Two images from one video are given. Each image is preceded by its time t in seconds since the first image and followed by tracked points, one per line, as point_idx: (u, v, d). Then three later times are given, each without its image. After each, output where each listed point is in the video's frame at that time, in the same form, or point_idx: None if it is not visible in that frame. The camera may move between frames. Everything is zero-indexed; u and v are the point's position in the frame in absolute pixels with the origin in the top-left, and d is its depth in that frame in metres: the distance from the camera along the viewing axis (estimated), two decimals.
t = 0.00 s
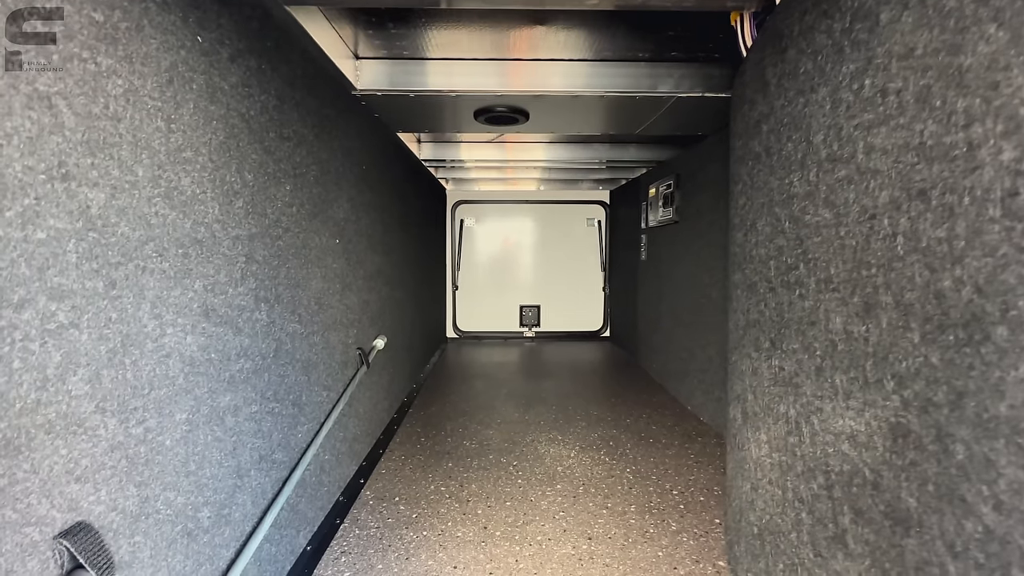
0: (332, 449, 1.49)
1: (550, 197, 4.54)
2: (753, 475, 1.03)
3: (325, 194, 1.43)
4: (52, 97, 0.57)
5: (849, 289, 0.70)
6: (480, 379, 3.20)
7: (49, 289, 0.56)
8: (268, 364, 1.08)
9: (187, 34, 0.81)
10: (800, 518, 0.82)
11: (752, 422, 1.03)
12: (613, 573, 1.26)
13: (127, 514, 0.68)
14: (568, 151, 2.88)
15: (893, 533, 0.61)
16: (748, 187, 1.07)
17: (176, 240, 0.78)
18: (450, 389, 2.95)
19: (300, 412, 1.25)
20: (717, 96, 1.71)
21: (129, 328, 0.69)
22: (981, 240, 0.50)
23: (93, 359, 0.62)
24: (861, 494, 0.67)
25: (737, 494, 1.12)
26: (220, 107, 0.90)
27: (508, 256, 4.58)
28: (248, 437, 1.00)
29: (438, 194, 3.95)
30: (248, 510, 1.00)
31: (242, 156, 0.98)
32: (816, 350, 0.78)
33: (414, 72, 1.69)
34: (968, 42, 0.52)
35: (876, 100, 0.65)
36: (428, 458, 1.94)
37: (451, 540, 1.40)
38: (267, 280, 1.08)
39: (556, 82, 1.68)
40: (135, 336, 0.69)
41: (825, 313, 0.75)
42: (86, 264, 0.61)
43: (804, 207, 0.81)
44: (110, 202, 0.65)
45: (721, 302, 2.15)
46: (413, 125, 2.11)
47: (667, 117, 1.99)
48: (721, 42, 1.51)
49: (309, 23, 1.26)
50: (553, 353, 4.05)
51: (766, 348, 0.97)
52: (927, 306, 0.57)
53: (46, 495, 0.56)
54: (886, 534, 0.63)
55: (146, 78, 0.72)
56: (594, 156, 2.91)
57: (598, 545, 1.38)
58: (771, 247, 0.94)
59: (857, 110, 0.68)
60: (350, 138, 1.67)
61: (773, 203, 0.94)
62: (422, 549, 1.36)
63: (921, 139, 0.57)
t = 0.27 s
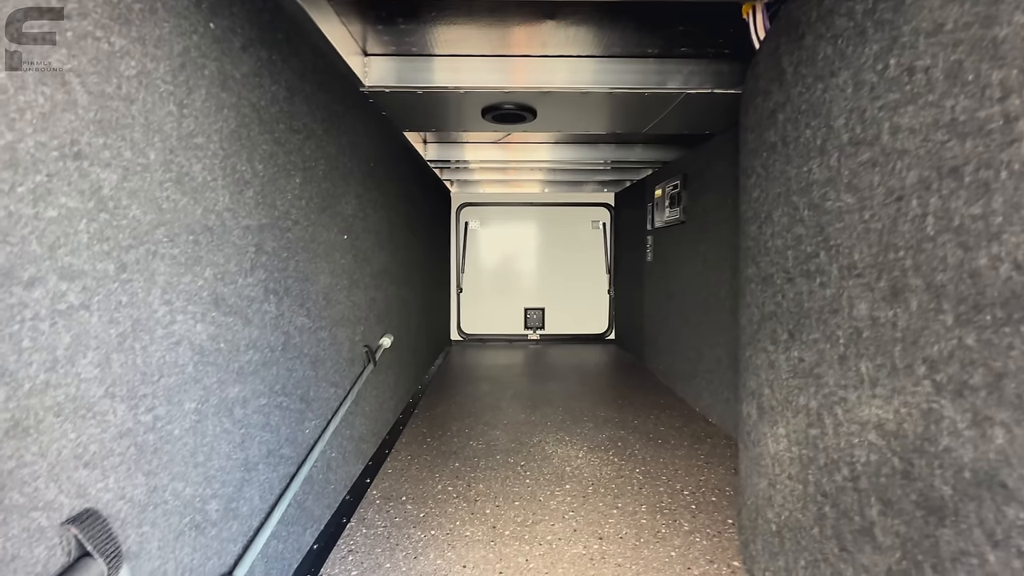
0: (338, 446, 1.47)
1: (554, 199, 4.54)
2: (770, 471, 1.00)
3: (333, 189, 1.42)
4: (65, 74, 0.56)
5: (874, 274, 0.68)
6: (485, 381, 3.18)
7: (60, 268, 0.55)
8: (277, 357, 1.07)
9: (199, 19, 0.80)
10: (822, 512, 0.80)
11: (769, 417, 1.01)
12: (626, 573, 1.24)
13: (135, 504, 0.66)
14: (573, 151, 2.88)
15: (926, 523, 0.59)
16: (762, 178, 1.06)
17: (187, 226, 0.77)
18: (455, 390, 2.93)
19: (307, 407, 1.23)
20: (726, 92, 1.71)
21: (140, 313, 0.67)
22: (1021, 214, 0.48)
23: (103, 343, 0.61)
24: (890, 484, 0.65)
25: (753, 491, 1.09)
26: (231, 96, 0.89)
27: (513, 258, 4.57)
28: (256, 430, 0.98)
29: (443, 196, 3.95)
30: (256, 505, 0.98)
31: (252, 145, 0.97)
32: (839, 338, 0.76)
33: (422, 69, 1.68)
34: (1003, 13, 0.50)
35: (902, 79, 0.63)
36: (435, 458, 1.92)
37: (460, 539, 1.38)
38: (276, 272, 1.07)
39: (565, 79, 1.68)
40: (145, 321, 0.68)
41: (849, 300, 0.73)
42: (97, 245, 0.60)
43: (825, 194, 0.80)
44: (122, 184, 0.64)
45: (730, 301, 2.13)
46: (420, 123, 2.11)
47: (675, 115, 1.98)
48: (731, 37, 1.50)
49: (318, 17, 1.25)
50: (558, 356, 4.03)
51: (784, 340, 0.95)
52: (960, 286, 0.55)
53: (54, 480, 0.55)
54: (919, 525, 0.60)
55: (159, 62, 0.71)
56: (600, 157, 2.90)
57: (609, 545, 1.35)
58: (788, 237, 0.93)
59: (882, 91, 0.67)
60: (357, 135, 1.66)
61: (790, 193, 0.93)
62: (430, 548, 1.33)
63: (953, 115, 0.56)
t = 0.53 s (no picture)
0: (349, 437, 1.48)
1: (558, 200, 4.55)
2: (783, 456, 1.00)
3: (345, 180, 1.43)
4: (100, 48, 0.57)
5: (890, 249, 0.69)
6: (491, 379, 3.18)
7: (93, 236, 0.56)
8: (292, 342, 1.08)
9: (222, 4, 0.82)
10: (839, 491, 0.80)
11: (782, 402, 1.01)
12: (638, 562, 1.24)
13: (160, 475, 0.67)
14: (578, 150, 2.89)
15: (946, 492, 0.60)
16: (773, 165, 1.07)
17: (210, 206, 0.78)
18: (461, 388, 2.93)
19: (320, 395, 1.24)
20: (734, 87, 1.72)
21: (166, 287, 0.68)
22: None
23: (131, 313, 0.62)
24: (908, 456, 0.66)
25: (766, 478, 1.09)
26: (251, 81, 0.91)
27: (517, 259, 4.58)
28: (272, 413, 0.99)
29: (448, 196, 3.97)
30: (271, 488, 0.98)
31: (271, 131, 0.98)
32: (854, 316, 0.76)
33: (432, 64, 1.70)
34: None
35: (917, 55, 0.64)
36: (443, 453, 1.92)
37: (470, 529, 1.38)
38: (292, 258, 1.08)
39: (574, 74, 1.69)
40: (170, 296, 0.69)
41: (864, 277, 0.74)
42: (127, 217, 0.61)
43: (838, 174, 0.81)
44: (150, 159, 0.65)
45: (737, 296, 2.14)
46: (428, 120, 2.12)
47: (681, 110, 2.00)
48: (739, 31, 1.51)
49: (333, 9, 1.27)
50: (563, 356, 4.03)
51: (797, 323, 0.95)
52: (979, 254, 0.56)
53: (85, 444, 0.55)
54: (939, 494, 0.61)
55: (185, 42, 0.72)
56: (605, 155, 2.92)
57: (620, 535, 1.35)
58: (801, 220, 0.94)
59: (897, 68, 0.68)
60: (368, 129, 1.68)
61: (802, 177, 0.94)
62: (441, 537, 1.33)
63: (970, 87, 0.57)
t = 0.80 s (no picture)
0: (355, 430, 1.51)
1: (559, 204, 4.60)
2: (778, 443, 1.03)
3: (352, 179, 1.47)
4: (134, 46, 0.62)
5: (876, 236, 0.72)
6: (493, 380, 3.21)
7: (126, 221, 0.60)
8: (302, 333, 1.11)
9: (242, 7, 0.86)
10: (831, 472, 0.83)
11: (777, 391, 1.05)
12: (638, 550, 1.27)
13: (182, 451, 0.71)
14: (579, 153, 2.94)
15: (929, 464, 0.63)
16: (767, 162, 1.11)
17: (229, 197, 0.82)
18: (463, 388, 2.96)
19: (328, 386, 1.27)
20: (730, 89, 1.77)
21: (189, 273, 0.72)
22: (1009, 164, 0.53)
23: (158, 295, 0.66)
24: (894, 433, 0.69)
25: (762, 466, 1.12)
26: (267, 81, 0.95)
27: (518, 262, 4.62)
28: (284, 401, 1.02)
29: (450, 199, 4.02)
30: (283, 473, 1.01)
31: (284, 129, 1.02)
32: (844, 302, 0.80)
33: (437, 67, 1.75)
34: None
35: (899, 53, 0.68)
36: (446, 449, 1.95)
37: (474, 519, 1.40)
38: (303, 252, 1.11)
39: (575, 77, 1.74)
40: (193, 281, 0.73)
41: (853, 265, 0.78)
42: (156, 204, 0.65)
43: (828, 168, 0.85)
44: (177, 151, 0.69)
45: (735, 295, 2.18)
46: (432, 122, 2.17)
47: (680, 113, 2.05)
48: (735, 35, 1.56)
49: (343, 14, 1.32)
50: (564, 358, 4.06)
51: (791, 313, 0.99)
52: (956, 237, 0.59)
53: (117, 415, 0.59)
54: (923, 467, 0.64)
55: (209, 42, 0.77)
56: (605, 158, 2.96)
57: (621, 525, 1.38)
58: (794, 214, 0.97)
59: (881, 66, 0.72)
60: (374, 131, 1.72)
61: (795, 172, 0.98)
62: (446, 527, 1.36)
63: (947, 81, 0.61)
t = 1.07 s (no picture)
0: (355, 432, 1.53)
1: (558, 210, 4.64)
2: (770, 443, 1.05)
3: (354, 185, 1.50)
4: (148, 58, 0.65)
5: (860, 240, 0.75)
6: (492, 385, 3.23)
7: (139, 225, 0.63)
8: (305, 336, 1.14)
9: (249, 20, 0.89)
10: (820, 470, 0.86)
11: (768, 392, 1.07)
12: (635, 551, 1.28)
13: (189, 448, 0.73)
14: (577, 160, 2.98)
15: (911, 459, 0.65)
16: (758, 169, 1.14)
17: (236, 203, 0.85)
18: (462, 393, 2.97)
19: (329, 388, 1.29)
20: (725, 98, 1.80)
21: (197, 275, 0.75)
22: (979, 172, 0.56)
23: (168, 296, 0.68)
24: (879, 430, 0.71)
25: (755, 466, 1.14)
26: (273, 90, 0.98)
27: (517, 268, 4.65)
28: (287, 401, 1.04)
29: (450, 205, 4.05)
30: (285, 473, 1.03)
31: (289, 137, 1.06)
32: (830, 304, 0.82)
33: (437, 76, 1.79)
34: (959, 2, 0.59)
35: (878, 65, 0.71)
36: (446, 452, 1.96)
37: (472, 521, 1.42)
38: (305, 256, 1.14)
39: (572, 86, 1.78)
40: (201, 283, 0.75)
41: (838, 268, 0.80)
42: (167, 209, 0.68)
43: (815, 175, 0.88)
44: (187, 158, 0.72)
45: (731, 300, 2.20)
46: (432, 130, 2.21)
47: (676, 121, 2.08)
48: (728, 45, 1.60)
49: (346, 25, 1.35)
50: (563, 363, 4.07)
51: (781, 315, 1.01)
52: (933, 241, 0.62)
53: (128, 412, 0.61)
54: (905, 462, 0.66)
55: (218, 54, 0.80)
56: (602, 165, 3.00)
57: (618, 526, 1.39)
58: (783, 219, 1.00)
59: (862, 77, 0.75)
60: (376, 138, 1.76)
61: (784, 179, 1.00)
62: (445, 529, 1.38)
63: (922, 93, 0.64)
